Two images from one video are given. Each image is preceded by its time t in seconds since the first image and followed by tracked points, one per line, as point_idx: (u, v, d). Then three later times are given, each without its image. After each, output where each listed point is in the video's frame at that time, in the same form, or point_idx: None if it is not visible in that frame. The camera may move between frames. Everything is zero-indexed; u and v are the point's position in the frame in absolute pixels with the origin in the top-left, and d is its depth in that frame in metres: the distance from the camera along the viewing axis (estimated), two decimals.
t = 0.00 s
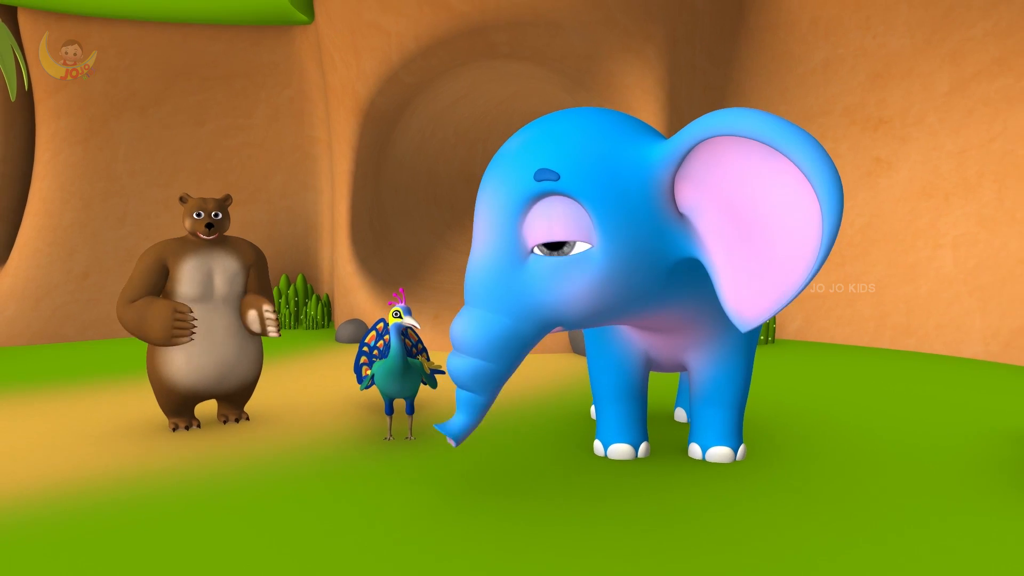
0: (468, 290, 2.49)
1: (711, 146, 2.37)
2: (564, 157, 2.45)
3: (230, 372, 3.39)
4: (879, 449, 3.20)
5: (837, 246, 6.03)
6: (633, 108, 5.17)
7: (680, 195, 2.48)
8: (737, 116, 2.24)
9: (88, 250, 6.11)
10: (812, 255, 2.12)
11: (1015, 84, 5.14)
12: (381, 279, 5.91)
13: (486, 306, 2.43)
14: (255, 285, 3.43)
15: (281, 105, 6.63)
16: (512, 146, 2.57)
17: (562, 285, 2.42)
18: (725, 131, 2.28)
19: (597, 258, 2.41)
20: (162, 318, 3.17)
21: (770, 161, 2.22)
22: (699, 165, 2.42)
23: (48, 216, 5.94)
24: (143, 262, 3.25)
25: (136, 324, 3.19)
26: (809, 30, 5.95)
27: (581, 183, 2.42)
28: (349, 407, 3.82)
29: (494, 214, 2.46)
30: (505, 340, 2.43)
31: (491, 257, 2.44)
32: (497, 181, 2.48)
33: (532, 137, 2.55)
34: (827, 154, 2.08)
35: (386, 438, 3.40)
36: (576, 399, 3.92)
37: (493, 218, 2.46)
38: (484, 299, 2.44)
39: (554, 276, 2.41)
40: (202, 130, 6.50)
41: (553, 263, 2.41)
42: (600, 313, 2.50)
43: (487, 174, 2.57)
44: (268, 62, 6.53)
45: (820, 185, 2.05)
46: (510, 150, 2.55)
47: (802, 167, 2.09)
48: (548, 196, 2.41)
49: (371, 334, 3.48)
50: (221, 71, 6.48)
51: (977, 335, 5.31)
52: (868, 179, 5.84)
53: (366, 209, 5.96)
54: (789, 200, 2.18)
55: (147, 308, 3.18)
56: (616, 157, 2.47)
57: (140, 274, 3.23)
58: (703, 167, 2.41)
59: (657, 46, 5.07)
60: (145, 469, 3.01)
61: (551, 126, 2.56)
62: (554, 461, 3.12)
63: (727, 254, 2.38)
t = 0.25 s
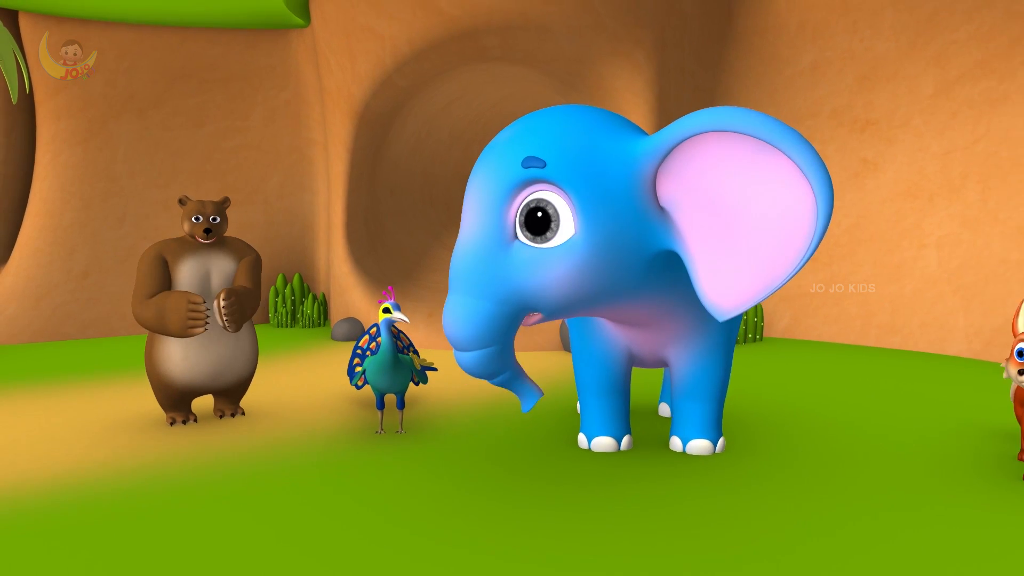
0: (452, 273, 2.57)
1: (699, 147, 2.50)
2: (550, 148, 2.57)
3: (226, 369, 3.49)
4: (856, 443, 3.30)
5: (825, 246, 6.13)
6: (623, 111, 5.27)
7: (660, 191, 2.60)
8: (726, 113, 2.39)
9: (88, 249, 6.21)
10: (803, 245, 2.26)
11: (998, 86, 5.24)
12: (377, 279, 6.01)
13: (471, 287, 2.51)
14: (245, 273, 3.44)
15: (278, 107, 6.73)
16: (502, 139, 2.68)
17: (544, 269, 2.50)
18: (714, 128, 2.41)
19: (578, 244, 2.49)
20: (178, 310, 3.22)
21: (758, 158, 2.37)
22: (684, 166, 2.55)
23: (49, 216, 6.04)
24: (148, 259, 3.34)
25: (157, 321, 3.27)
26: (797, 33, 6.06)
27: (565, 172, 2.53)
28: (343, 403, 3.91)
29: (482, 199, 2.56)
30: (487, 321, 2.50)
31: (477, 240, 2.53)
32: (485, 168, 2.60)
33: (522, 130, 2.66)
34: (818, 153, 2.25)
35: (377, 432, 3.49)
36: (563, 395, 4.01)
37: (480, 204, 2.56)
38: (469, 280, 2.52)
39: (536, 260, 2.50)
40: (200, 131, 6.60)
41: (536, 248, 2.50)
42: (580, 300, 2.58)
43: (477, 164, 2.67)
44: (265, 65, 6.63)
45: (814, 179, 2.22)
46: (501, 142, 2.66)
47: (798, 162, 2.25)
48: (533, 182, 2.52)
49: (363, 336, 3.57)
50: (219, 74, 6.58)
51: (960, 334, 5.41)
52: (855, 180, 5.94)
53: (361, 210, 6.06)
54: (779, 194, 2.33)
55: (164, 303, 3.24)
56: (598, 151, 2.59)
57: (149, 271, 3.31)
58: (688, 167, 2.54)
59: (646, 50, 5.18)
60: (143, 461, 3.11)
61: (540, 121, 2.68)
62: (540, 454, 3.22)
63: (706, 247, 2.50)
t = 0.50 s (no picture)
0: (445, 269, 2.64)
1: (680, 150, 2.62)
2: (544, 149, 2.65)
3: (223, 365, 3.59)
4: (832, 436, 3.40)
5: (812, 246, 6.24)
6: (612, 113, 5.37)
7: (647, 193, 2.70)
8: (708, 118, 2.52)
9: (88, 249, 6.32)
10: (786, 244, 2.38)
11: (981, 89, 5.34)
12: (372, 278, 6.12)
13: (464, 283, 2.58)
14: (239, 269, 3.55)
15: (275, 109, 6.83)
16: (495, 139, 2.76)
17: (536, 267, 2.59)
18: (700, 131, 2.53)
19: (568, 242, 2.59)
20: (180, 305, 3.34)
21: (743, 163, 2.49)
22: (662, 165, 2.67)
23: (49, 217, 6.15)
24: (146, 255, 3.41)
25: (159, 316, 3.38)
26: (784, 36, 6.16)
27: (557, 172, 2.62)
28: (335, 399, 4.02)
29: (476, 197, 2.63)
30: (479, 316, 2.58)
31: (471, 237, 2.60)
32: (479, 168, 2.67)
33: (514, 130, 2.75)
34: (800, 157, 2.39)
35: (369, 426, 3.60)
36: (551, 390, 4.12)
37: (474, 202, 2.63)
38: (462, 276, 2.58)
39: (529, 257, 2.58)
40: (198, 133, 6.70)
41: (528, 245, 2.59)
42: (570, 296, 2.67)
43: (470, 163, 2.74)
44: (261, 67, 6.72)
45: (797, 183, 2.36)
46: (494, 142, 2.74)
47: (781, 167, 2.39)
48: (525, 182, 2.61)
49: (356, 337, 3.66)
50: (217, 76, 6.67)
51: (943, 331, 5.52)
52: (842, 180, 6.04)
53: (357, 210, 6.17)
54: (762, 198, 2.45)
55: (166, 298, 3.36)
56: (592, 152, 2.68)
57: (147, 267, 3.40)
58: (666, 166, 2.66)
59: (635, 53, 5.28)
60: (142, 454, 3.22)
61: (532, 122, 2.76)
62: (524, 446, 3.33)
63: (692, 247, 2.60)
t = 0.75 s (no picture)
0: (529, 292, 2.52)
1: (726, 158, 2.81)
2: (620, 169, 2.65)
3: (219, 361, 3.69)
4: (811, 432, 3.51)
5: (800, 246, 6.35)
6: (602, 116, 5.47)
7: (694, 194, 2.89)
8: (765, 136, 2.70)
9: (88, 249, 6.43)
10: (829, 245, 2.68)
11: (965, 92, 5.43)
12: (366, 277, 6.22)
13: (557, 309, 2.51)
14: (235, 263, 3.66)
15: (272, 111, 6.92)
16: (557, 153, 2.67)
17: (617, 290, 2.64)
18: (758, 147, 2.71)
19: (660, 258, 2.68)
20: (164, 292, 3.44)
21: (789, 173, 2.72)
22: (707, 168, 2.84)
23: (49, 217, 6.26)
24: (143, 252, 3.53)
25: (144, 306, 3.47)
26: (773, 40, 6.27)
27: (655, 191, 2.66)
28: (330, 394, 4.12)
29: (558, 219, 2.55)
30: (575, 339, 2.54)
31: (559, 260, 2.52)
32: (568, 185, 2.59)
33: (588, 143, 2.70)
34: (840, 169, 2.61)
35: (360, 421, 3.70)
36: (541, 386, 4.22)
37: (558, 223, 2.55)
38: (554, 302, 2.51)
39: (621, 279, 2.62)
40: (196, 134, 6.80)
41: (626, 265, 2.62)
42: (642, 307, 2.76)
43: (538, 178, 2.64)
44: (259, 70, 6.82)
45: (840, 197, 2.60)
46: (561, 156, 2.66)
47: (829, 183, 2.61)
48: (620, 201, 2.60)
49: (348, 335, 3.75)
50: (215, 79, 6.77)
51: (927, 330, 5.62)
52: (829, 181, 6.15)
53: (352, 211, 6.27)
54: (808, 206, 2.71)
55: (151, 287, 3.45)
56: (664, 169, 2.73)
57: (142, 264, 3.52)
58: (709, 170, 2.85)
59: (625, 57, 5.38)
60: (139, 446, 3.32)
61: (593, 138, 2.72)
62: (510, 440, 3.44)
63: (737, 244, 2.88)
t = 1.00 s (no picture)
0: (705, 322, 2.27)
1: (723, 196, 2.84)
2: (752, 200, 2.52)
3: (216, 357, 3.79)
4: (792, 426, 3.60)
5: (790, 245, 6.45)
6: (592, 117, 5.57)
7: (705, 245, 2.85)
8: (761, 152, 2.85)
9: (88, 248, 6.53)
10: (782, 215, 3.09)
11: (950, 94, 5.52)
12: (362, 276, 6.32)
13: (728, 339, 2.32)
14: (232, 262, 3.76)
15: (269, 113, 7.02)
16: (704, 179, 2.42)
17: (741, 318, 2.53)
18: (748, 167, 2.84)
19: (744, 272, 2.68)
20: (165, 294, 3.53)
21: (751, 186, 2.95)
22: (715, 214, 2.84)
23: (49, 217, 6.36)
24: (143, 252, 3.62)
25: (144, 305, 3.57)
26: (762, 43, 6.38)
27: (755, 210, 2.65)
28: (325, 390, 4.22)
29: (723, 245, 2.35)
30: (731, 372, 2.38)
31: (729, 289, 2.33)
32: (725, 208, 2.40)
33: (711, 163, 2.50)
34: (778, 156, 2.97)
35: (353, 416, 3.80)
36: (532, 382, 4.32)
37: (727, 252, 2.35)
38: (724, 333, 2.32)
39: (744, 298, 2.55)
40: (194, 136, 6.90)
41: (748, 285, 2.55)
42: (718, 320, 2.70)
43: (696, 205, 2.37)
44: (256, 72, 6.91)
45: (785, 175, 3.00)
46: (712, 184, 2.42)
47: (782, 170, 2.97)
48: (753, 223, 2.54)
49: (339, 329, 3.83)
50: (213, 81, 6.86)
51: (913, 328, 5.72)
52: (818, 182, 6.25)
53: (347, 211, 6.37)
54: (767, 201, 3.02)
55: (153, 288, 3.54)
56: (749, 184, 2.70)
57: (143, 264, 3.60)
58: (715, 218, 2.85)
59: (614, 60, 5.49)
60: (137, 439, 3.42)
61: (723, 165, 2.52)
62: (499, 434, 3.54)
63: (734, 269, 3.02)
